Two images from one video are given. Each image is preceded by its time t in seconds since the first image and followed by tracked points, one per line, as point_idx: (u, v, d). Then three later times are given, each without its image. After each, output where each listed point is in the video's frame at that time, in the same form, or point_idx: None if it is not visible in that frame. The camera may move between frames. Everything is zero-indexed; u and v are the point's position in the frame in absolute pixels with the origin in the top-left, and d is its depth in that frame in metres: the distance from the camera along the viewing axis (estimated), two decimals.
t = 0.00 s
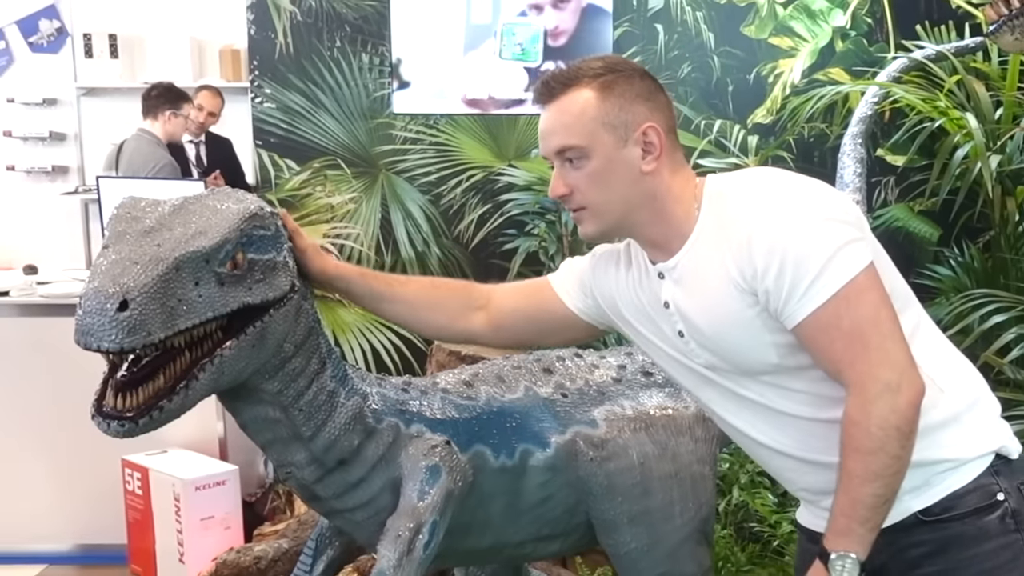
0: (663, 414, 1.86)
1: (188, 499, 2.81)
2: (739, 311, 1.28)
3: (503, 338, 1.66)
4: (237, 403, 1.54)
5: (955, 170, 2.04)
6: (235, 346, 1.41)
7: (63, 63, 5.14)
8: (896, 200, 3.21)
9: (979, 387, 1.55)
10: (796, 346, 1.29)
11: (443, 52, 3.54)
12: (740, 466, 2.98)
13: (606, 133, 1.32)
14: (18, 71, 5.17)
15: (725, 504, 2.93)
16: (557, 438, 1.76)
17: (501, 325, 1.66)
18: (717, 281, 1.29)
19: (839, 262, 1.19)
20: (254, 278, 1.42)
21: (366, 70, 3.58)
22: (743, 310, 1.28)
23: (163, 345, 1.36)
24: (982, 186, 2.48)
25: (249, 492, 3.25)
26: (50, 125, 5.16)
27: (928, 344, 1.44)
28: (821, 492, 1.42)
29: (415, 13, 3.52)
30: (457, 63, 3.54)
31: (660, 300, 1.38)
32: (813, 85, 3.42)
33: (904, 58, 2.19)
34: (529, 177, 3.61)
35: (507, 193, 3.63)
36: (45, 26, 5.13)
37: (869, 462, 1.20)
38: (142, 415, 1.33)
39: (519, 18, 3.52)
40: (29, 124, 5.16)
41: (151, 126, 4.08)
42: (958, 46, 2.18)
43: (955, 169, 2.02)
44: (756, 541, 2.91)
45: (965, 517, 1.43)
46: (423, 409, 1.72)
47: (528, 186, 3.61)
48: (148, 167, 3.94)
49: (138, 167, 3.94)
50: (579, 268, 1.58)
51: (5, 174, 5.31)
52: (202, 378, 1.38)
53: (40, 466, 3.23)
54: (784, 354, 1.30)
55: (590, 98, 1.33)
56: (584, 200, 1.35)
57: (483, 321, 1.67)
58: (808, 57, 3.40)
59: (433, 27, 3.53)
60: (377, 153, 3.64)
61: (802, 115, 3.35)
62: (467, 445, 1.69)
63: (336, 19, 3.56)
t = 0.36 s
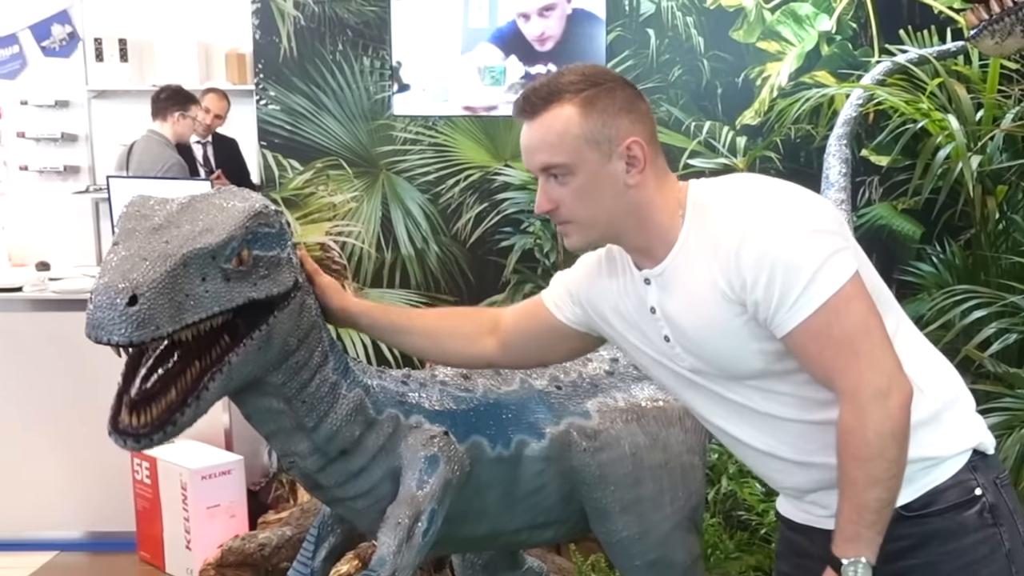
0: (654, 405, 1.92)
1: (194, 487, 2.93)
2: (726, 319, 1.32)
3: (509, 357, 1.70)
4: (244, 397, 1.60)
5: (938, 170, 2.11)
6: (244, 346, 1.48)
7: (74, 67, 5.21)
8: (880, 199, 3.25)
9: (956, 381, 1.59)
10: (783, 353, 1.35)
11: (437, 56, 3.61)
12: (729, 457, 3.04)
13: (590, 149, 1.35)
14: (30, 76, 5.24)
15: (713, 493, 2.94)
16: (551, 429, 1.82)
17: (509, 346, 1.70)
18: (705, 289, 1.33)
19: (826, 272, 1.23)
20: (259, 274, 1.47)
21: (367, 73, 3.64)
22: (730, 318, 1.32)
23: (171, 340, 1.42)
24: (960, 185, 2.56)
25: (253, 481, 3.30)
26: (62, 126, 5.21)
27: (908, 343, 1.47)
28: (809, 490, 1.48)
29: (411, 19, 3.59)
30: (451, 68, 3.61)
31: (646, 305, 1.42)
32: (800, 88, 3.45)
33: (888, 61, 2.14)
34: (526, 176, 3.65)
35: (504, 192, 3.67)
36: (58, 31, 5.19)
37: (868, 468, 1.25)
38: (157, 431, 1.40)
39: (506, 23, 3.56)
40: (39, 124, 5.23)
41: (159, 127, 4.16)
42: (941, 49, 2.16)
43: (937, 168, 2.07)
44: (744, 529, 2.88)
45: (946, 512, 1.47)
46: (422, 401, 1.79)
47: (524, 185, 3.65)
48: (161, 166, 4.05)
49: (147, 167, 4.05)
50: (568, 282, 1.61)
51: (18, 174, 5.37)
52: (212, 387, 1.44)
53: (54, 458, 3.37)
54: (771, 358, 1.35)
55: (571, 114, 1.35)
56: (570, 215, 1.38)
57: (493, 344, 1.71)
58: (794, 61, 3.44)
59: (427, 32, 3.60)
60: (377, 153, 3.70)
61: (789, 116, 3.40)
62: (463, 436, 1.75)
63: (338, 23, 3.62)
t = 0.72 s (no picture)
0: (642, 396, 1.99)
1: (200, 475, 3.02)
2: (707, 323, 1.33)
3: (488, 322, 1.71)
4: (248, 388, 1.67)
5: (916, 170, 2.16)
6: (248, 346, 1.53)
7: (85, 71, 5.29)
8: (861, 198, 3.37)
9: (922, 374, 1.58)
10: (763, 357, 1.36)
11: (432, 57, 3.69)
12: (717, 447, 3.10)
13: (578, 160, 1.32)
14: (43, 80, 5.32)
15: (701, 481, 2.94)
16: (543, 419, 1.89)
17: (488, 312, 1.71)
18: (686, 292, 1.33)
19: (808, 282, 1.24)
20: (262, 270, 1.52)
21: (366, 76, 3.72)
22: (711, 323, 1.32)
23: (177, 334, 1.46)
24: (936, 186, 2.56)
25: (257, 468, 3.44)
26: (74, 127, 5.30)
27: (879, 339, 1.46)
28: (783, 480, 1.51)
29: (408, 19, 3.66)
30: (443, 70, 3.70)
31: (630, 304, 1.42)
32: (784, 91, 3.51)
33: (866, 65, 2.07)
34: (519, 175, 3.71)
35: (498, 191, 3.75)
36: (70, 35, 5.25)
37: (840, 472, 1.26)
38: (172, 438, 1.45)
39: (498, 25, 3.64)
40: (50, 125, 5.30)
41: (168, 129, 4.23)
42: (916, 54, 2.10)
43: (915, 168, 2.13)
44: (730, 516, 2.83)
45: (914, 502, 1.46)
46: (419, 391, 1.85)
47: (517, 184, 3.71)
48: (168, 167, 4.08)
49: (157, 168, 4.07)
50: (551, 260, 1.61)
51: (28, 174, 5.39)
52: (220, 393, 1.49)
53: (67, 448, 3.46)
54: (751, 360, 1.36)
55: (561, 125, 1.32)
56: (560, 223, 1.36)
57: (472, 306, 1.72)
58: (778, 64, 3.49)
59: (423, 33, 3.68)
60: (377, 153, 3.77)
61: (770, 119, 3.37)
62: (459, 425, 1.82)
63: (338, 28, 3.70)
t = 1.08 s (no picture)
0: (631, 387, 2.07)
1: (205, 463, 3.10)
2: (695, 318, 1.30)
3: (469, 317, 1.66)
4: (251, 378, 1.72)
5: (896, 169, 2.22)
6: (252, 340, 1.49)
7: (94, 74, 5.36)
8: (842, 196, 3.42)
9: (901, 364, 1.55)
10: (750, 348, 1.34)
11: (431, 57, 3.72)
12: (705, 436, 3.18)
13: (602, 136, 1.29)
14: (54, 82, 5.38)
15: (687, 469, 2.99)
16: (536, 409, 1.96)
17: (472, 305, 1.67)
18: (675, 285, 1.30)
19: (794, 273, 1.22)
20: (265, 265, 1.48)
21: (366, 79, 3.77)
22: (700, 317, 1.29)
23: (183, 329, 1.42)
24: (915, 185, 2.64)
25: (260, 457, 3.53)
26: (82, 127, 5.38)
27: (860, 328, 1.43)
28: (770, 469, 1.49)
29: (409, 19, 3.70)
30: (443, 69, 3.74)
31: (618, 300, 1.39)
32: (768, 93, 3.61)
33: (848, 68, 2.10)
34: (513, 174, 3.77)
35: (493, 188, 3.81)
36: (79, 39, 5.31)
37: (827, 456, 1.24)
38: (179, 433, 1.42)
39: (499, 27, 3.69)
40: (59, 125, 5.38)
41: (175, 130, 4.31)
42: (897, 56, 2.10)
43: (894, 168, 2.18)
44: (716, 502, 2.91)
45: (895, 486, 1.42)
46: (416, 382, 1.91)
47: (512, 182, 3.78)
48: (176, 166, 4.18)
49: (164, 167, 4.18)
50: (542, 254, 1.59)
51: (39, 172, 5.48)
52: (225, 386, 1.46)
53: (79, 440, 3.56)
54: (739, 351, 1.34)
55: (583, 104, 1.28)
56: (588, 201, 1.28)
57: (455, 301, 1.68)
58: (763, 67, 3.58)
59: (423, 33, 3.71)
60: (377, 153, 3.82)
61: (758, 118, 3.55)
62: (455, 416, 1.87)
63: (338, 32, 3.75)
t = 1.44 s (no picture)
0: (623, 378, 2.14)
1: (212, 452, 3.18)
2: (683, 313, 1.35)
3: (480, 326, 1.73)
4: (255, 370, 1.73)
5: (877, 168, 2.32)
6: (257, 333, 1.55)
7: (105, 76, 5.43)
8: (826, 194, 3.44)
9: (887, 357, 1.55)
10: (737, 339, 1.38)
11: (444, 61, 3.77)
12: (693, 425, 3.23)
13: (585, 142, 1.35)
14: (66, 85, 5.46)
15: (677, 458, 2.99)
16: (530, 400, 2.02)
17: (479, 316, 1.73)
18: (664, 283, 1.34)
19: (774, 267, 1.26)
20: (270, 261, 1.54)
21: (367, 81, 3.81)
22: (688, 312, 1.34)
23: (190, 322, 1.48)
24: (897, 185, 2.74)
25: (264, 446, 3.61)
26: (92, 128, 5.45)
27: (847, 318, 1.44)
28: (759, 457, 1.53)
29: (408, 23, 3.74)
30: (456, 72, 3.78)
31: (614, 298, 1.42)
32: (755, 94, 3.66)
33: (832, 71, 2.14)
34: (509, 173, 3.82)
35: (489, 187, 3.86)
36: (90, 43, 5.37)
37: (808, 442, 1.29)
38: (187, 422, 1.49)
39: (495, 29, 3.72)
40: (71, 125, 5.45)
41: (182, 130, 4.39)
42: (879, 60, 2.17)
43: (876, 166, 2.28)
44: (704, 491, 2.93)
45: (879, 475, 1.43)
46: (415, 373, 1.97)
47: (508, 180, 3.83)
48: (183, 165, 4.30)
49: (172, 167, 4.27)
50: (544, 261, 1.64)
51: (52, 172, 5.55)
52: (231, 377, 1.52)
53: (90, 432, 3.65)
54: (727, 343, 1.38)
55: (566, 112, 1.35)
56: (574, 201, 1.34)
57: (464, 312, 1.74)
58: (749, 70, 3.63)
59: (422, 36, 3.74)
60: (377, 153, 3.86)
61: (745, 119, 3.63)
62: (452, 406, 1.93)
63: (339, 35, 3.78)
